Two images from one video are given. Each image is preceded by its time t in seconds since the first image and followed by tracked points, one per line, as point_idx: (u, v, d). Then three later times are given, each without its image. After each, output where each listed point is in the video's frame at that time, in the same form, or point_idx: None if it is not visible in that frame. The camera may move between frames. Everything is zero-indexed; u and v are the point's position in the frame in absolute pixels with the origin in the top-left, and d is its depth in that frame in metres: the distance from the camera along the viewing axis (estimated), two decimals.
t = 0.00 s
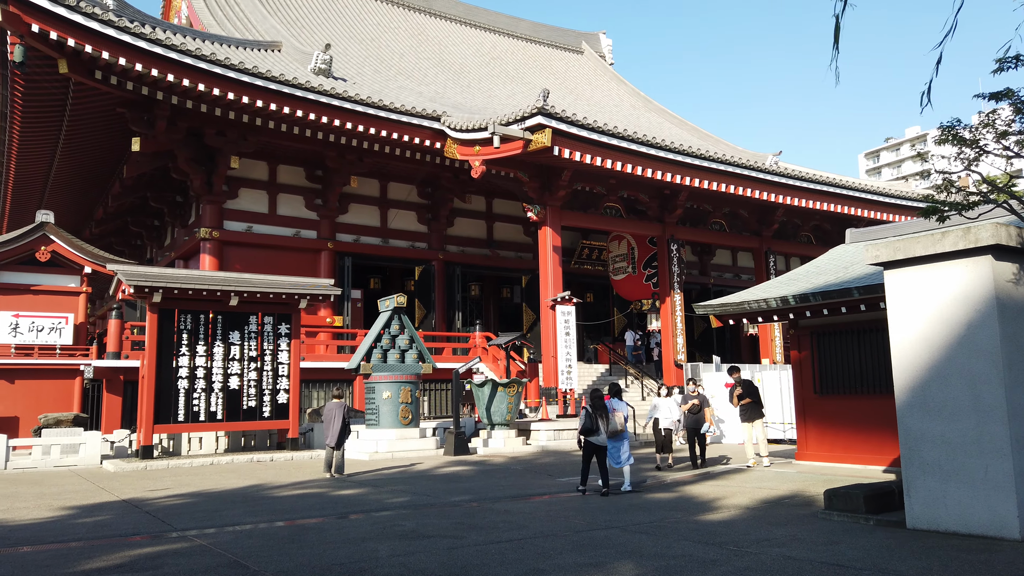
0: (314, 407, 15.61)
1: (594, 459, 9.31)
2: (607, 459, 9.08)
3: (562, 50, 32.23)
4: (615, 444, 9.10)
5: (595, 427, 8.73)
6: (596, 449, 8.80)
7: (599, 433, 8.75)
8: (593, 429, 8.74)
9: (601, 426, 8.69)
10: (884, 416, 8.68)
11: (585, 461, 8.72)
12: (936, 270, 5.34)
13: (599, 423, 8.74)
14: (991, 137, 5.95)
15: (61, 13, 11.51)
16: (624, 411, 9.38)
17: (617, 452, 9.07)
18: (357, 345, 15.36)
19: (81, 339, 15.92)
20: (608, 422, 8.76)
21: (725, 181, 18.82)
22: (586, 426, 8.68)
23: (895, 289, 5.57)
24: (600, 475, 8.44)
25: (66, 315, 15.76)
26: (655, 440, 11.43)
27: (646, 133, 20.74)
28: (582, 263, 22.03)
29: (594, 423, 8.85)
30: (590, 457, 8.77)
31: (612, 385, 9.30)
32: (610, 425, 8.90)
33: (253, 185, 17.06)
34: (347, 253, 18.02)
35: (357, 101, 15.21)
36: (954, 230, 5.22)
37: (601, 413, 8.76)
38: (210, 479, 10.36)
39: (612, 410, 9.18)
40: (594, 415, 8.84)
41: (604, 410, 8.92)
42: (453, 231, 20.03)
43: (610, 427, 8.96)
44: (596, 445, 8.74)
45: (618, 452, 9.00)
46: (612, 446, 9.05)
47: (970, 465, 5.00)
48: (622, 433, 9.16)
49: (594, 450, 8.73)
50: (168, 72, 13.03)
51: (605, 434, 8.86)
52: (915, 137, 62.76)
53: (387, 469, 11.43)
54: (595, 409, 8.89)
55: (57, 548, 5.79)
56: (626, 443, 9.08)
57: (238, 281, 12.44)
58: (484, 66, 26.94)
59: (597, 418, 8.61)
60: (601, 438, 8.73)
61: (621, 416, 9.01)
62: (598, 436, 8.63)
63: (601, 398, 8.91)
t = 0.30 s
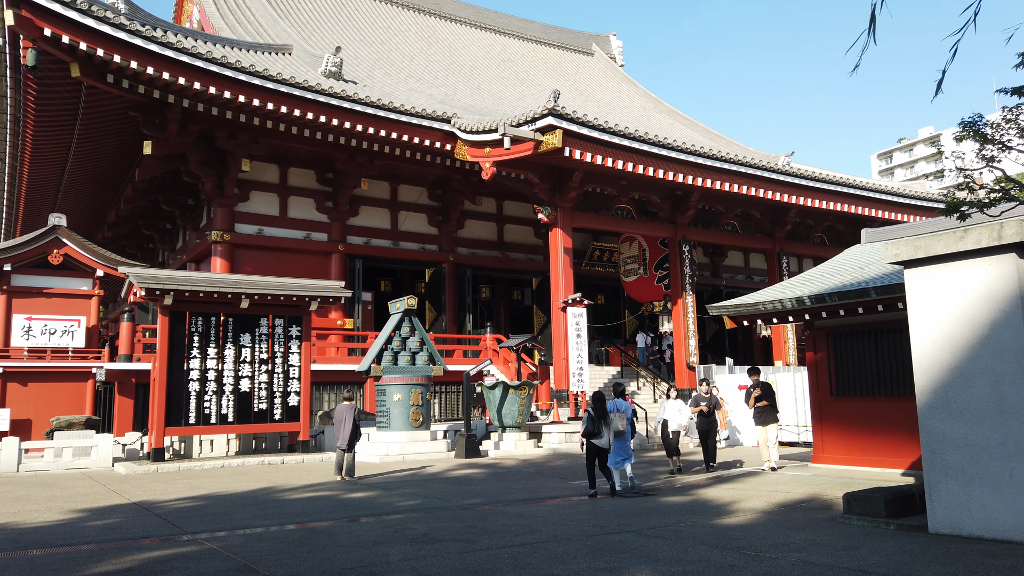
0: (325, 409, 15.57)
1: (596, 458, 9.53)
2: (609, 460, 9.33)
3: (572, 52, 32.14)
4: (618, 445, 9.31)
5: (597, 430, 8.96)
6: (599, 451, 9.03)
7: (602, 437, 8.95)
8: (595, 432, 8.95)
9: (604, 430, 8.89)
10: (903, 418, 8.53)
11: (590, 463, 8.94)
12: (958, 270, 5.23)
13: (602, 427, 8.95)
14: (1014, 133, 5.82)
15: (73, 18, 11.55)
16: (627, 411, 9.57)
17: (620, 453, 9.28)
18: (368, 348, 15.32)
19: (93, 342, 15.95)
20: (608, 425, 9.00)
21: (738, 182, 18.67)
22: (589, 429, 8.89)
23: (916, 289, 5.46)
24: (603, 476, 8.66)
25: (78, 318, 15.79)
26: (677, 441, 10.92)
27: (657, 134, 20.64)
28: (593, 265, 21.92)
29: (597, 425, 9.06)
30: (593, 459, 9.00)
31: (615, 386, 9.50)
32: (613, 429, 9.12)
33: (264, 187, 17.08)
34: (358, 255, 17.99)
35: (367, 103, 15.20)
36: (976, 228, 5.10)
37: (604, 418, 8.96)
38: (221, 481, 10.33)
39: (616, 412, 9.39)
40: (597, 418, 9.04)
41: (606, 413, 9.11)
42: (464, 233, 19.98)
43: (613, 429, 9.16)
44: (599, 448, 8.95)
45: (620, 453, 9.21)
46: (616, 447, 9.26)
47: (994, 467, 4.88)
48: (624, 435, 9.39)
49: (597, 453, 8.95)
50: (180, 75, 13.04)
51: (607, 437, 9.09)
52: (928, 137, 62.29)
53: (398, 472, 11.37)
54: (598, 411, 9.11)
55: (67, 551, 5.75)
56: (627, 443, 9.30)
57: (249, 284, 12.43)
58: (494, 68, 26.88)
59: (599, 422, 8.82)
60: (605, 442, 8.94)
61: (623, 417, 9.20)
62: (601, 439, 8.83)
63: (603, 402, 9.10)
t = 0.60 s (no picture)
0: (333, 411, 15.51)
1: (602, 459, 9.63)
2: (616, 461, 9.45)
3: (580, 53, 32.05)
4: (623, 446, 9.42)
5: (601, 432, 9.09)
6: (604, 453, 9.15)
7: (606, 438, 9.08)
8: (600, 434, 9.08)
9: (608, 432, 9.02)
10: (919, 421, 8.40)
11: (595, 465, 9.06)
12: (980, 270, 5.11)
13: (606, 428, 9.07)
14: None
15: (81, 18, 11.51)
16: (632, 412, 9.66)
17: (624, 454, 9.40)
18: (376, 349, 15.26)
19: (102, 343, 15.94)
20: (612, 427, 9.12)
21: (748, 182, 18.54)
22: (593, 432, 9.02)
23: (936, 289, 5.35)
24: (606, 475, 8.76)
25: (86, 319, 15.77)
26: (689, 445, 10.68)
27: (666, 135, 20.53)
28: (601, 266, 21.80)
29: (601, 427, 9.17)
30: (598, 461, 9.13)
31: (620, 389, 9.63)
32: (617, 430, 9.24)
33: (272, 189, 17.05)
34: (365, 257, 17.93)
35: (375, 104, 15.15)
36: (999, 228, 4.98)
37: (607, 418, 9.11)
38: (229, 484, 10.28)
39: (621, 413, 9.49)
40: (601, 420, 9.17)
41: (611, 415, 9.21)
42: (472, 234, 19.90)
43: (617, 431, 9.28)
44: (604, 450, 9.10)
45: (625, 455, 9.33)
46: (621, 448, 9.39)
47: (1019, 473, 4.76)
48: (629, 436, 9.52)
49: (601, 453, 9.08)
50: (188, 76, 13.02)
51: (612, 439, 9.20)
52: (937, 138, 61.93)
53: (406, 474, 11.31)
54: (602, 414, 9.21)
55: (75, 554, 5.70)
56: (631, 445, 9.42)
57: (257, 285, 12.38)
58: (502, 70, 26.81)
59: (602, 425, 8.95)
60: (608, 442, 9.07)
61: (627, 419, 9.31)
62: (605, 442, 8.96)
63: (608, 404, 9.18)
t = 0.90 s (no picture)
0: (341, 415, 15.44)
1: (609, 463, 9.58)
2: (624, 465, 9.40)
3: (588, 56, 31.98)
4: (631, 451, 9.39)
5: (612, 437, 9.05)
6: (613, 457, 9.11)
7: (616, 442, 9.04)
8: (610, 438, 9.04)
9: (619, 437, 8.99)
10: (936, 426, 8.28)
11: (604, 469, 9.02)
12: (1004, 273, 5.01)
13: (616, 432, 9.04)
14: None
15: (90, 22, 11.51)
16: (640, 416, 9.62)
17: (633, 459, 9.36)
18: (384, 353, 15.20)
19: (110, 347, 15.92)
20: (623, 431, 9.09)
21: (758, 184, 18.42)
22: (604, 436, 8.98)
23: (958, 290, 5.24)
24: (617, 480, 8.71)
25: (95, 323, 15.75)
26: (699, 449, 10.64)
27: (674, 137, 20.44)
28: (609, 269, 21.70)
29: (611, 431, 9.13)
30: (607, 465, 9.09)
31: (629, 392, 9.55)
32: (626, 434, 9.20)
33: (280, 192, 17.02)
34: (373, 260, 17.88)
35: (383, 107, 15.10)
36: None
37: (619, 423, 9.05)
38: (237, 488, 10.22)
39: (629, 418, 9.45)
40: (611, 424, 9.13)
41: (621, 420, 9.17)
42: (479, 238, 19.86)
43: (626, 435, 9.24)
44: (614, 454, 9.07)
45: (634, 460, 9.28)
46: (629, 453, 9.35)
47: None
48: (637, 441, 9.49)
49: (611, 458, 9.02)
50: (196, 80, 12.99)
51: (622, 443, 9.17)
52: (946, 140, 61.63)
53: (415, 479, 11.23)
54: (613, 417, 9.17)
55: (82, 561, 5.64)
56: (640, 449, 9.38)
57: (265, 288, 12.34)
58: (509, 72, 26.76)
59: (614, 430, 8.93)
60: (618, 447, 9.02)
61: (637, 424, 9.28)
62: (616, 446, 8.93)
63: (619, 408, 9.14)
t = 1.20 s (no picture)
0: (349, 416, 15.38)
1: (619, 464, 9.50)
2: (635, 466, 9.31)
3: (595, 57, 31.86)
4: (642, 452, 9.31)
5: (622, 436, 9.01)
6: (623, 457, 9.06)
7: (625, 441, 9.01)
8: (620, 437, 8.99)
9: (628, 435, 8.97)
10: (953, 428, 8.16)
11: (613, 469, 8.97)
12: None
13: (626, 431, 9.01)
14: None
15: (99, 23, 11.49)
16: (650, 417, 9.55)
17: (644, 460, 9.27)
18: (393, 354, 15.14)
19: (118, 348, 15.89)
20: (632, 430, 9.05)
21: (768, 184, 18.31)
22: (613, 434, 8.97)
23: (981, 289, 5.14)
24: (631, 482, 8.67)
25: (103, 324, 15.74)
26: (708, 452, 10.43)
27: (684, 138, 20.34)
28: (617, 270, 21.60)
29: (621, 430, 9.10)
30: (618, 464, 9.04)
31: (637, 393, 9.45)
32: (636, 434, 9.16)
33: (288, 194, 17.00)
34: (381, 261, 17.83)
35: (391, 108, 15.05)
36: None
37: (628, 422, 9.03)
38: (246, 489, 10.18)
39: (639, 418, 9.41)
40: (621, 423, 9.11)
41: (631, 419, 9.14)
42: (487, 239, 19.79)
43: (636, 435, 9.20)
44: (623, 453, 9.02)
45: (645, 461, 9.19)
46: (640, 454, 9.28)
47: None
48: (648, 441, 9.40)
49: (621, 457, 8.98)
50: (205, 80, 12.96)
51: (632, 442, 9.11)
52: (956, 140, 61.19)
53: (425, 480, 11.16)
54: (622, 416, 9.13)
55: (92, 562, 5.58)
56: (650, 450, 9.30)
57: (274, 289, 12.30)
58: (517, 73, 26.68)
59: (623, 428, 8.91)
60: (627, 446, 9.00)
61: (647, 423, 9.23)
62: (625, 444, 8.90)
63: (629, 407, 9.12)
